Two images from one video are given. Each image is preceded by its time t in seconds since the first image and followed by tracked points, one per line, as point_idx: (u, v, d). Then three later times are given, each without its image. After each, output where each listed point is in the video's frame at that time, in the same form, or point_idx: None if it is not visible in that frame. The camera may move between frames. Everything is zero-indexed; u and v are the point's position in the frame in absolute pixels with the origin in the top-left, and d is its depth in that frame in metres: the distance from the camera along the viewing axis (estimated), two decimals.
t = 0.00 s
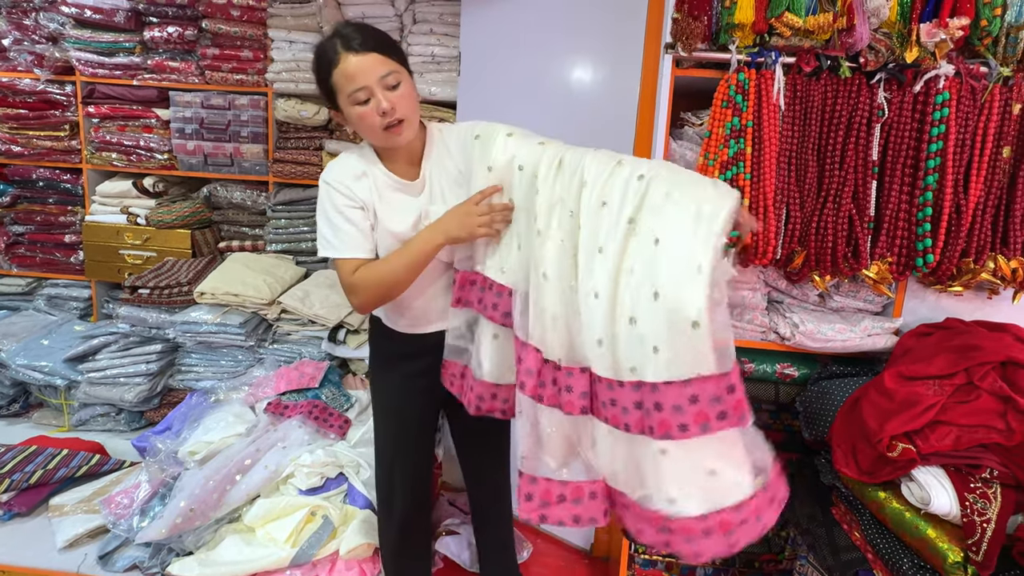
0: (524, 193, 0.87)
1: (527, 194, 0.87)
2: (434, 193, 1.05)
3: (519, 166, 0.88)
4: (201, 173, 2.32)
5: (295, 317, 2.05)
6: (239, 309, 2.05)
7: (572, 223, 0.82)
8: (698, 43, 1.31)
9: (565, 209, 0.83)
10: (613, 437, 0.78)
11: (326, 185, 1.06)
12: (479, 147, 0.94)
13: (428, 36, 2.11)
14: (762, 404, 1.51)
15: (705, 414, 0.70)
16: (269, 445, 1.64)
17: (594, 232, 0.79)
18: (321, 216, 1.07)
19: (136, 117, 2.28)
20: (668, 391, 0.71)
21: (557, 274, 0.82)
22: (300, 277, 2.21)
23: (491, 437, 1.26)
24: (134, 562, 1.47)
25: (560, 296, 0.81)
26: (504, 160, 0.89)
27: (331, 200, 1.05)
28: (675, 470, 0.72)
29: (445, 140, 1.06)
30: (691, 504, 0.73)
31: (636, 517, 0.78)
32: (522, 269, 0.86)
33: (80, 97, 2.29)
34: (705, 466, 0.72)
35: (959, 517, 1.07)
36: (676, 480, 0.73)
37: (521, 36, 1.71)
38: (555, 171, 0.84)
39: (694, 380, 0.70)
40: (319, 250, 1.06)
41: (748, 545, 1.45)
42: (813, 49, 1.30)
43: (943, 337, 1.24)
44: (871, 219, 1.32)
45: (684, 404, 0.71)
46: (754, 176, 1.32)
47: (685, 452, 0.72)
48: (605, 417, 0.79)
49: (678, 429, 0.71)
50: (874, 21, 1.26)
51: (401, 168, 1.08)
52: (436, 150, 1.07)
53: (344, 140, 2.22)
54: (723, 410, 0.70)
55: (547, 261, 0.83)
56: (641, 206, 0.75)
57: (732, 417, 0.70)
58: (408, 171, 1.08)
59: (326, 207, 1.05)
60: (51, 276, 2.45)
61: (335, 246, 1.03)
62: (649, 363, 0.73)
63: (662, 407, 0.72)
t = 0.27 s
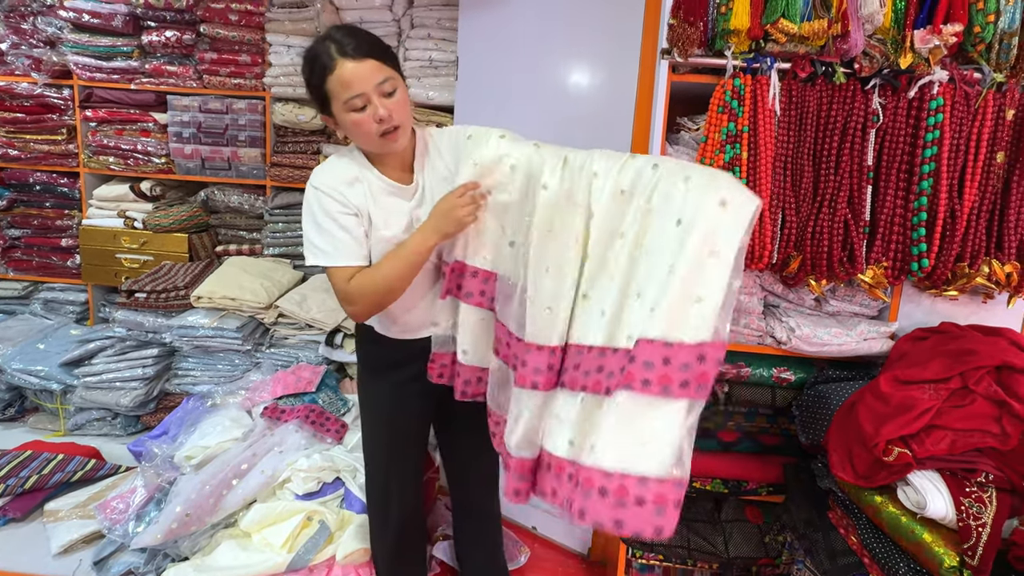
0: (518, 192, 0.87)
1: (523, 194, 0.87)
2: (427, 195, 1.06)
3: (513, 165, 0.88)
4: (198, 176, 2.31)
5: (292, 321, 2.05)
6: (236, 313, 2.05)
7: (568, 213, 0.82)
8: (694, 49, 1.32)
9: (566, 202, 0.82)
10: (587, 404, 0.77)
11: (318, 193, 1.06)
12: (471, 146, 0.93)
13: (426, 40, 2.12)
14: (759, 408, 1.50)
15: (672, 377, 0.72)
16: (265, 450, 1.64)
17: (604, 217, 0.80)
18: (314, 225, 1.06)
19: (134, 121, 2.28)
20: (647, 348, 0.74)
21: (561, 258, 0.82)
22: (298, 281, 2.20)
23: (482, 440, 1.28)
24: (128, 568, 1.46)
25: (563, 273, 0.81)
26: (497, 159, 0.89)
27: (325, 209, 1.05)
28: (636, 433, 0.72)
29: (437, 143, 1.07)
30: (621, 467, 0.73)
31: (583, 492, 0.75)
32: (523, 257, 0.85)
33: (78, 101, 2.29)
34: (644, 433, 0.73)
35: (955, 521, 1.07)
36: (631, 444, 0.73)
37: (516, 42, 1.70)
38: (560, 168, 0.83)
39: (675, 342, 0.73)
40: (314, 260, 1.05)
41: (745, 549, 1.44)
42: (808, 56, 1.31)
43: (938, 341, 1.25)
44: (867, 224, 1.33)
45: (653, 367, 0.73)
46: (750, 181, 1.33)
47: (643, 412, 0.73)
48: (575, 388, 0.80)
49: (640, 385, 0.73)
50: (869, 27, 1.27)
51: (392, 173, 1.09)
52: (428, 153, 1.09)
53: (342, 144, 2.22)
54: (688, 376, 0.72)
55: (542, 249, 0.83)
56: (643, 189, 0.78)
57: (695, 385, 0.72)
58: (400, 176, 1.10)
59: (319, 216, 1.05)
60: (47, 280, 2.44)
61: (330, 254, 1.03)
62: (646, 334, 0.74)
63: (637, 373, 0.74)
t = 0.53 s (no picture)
0: (519, 194, 0.90)
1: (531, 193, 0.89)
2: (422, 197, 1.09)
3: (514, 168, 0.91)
4: (195, 181, 2.31)
5: (290, 326, 2.03)
6: (232, 318, 2.04)
7: (575, 202, 0.86)
8: (691, 55, 1.33)
9: (573, 205, 0.86)
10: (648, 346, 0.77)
11: (315, 198, 1.04)
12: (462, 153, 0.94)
13: (423, 45, 2.12)
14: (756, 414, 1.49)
15: (740, 280, 0.70)
16: (261, 455, 1.64)
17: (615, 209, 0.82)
18: (312, 232, 1.03)
19: (131, 126, 2.28)
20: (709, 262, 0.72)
21: (571, 253, 0.85)
22: (295, 285, 2.20)
23: (474, 445, 1.31)
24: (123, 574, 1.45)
25: (579, 270, 0.83)
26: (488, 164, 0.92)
27: (324, 213, 1.03)
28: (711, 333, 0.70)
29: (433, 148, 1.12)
30: (737, 369, 0.70)
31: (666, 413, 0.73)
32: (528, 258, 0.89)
33: (75, 106, 2.29)
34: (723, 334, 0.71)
35: (951, 527, 1.07)
36: (723, 352, 0.70)
37: (511, 49, 1.71)
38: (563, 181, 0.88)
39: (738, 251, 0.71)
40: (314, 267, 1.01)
41: (742, 555, 1.44)
42: (804, 62, 1.32)
43: (934, 347, 1.25)
44: (862, 229, 1.34)
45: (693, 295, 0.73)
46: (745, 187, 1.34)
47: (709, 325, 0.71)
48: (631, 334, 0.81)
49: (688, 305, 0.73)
50: (863, 34, 1.28)
51: (386, 178, 1.11)
52: (420, 159, 1.12)
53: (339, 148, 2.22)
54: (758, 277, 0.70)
55: (554, 244, 0.87)
56: (653, 180, 0.80)
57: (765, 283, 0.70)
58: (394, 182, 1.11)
59: (318, 221, 1.03)
60: (43, 284, 2.43)
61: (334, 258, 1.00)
62: (676, 282, 0.75)
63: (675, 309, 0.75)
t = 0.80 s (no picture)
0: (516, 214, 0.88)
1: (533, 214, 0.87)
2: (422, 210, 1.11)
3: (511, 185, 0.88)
4: (191, 186, 2.31)
5: (285, 331, 2.03)
6: (228, 323, 2.04)
7: (584, 230, 0.86)
8: (685, 62, 1.33)
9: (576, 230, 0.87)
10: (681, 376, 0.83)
11: (318, 213, 1.06)
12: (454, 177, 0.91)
13: (420, 51, 2.13)
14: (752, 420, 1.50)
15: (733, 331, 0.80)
16: (256, 462, 1.63)
17: (622, 245, 0.84)
18: (312, 248, 1.06)
19: (127, 130, 2.28)
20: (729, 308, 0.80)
21: (576, 282, 0.86)
22: (291, 291, 2.20)
23: (468, 457, 1.31)
24: None
25: (588, 300, 0.84)
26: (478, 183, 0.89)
27: (326, 230, 1.05)
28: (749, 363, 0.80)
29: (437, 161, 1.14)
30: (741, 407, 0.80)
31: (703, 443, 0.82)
32: (531, 282, 0.87)
33: (70, 110, 2.28)
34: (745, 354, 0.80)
35: (946, 533, 1.08)
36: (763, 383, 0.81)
37: (507, 54, 1.71)
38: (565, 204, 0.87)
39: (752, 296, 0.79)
40: (315, 286, 1.04)
41: (739, 561, 1.43)
42: (798, 70, 1.32)
43: (929, 352, 1.26)
44: (857, 236, 1.34)
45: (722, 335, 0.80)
46: (741, 192, 1.34)
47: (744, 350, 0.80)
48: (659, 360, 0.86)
49: (706, 352, 0.81)
50: (857, 42, 1.28)
51: (389, 187, 1.12)
52: (421, 170, 1.14)
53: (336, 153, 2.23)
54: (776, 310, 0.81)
55: (559, 271, 0.86)
56: (662, 216, 0.82)
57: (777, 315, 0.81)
58: (396, 191, 1.13)
59: (319, 239, 1.04)
60: (37, 289, 2.42)
61: (334, 277, 1.03)
62: (692, 317, 0.82)
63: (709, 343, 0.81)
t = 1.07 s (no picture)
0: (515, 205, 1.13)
1: (531, 203, 1.11)
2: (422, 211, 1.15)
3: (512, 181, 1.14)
4: (185, 190, 2.30)
5: (278, 336, 2.03)
6: (221, 328, 2.03)
7: (573, 210, 1.06)
8: (678, 69, 1.34)
9: (565, 209, 1.09)
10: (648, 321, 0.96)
11: (334, 231, 1.05)
12: (461, 173, 1.15)
13: (415, 56, 2.13)
14: (745, 426, 1.49)
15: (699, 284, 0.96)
16: (248, 469, 1.62)
17: (603, 214, 1.01)
18: (341, 264, 1.03)
19: (120, 135, 2.27)
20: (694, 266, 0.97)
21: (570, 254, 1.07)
22: (285, 296, 2.19)
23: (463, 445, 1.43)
24: None
25: (584, 261, 1.03)
26: (480, 182, 1.13)
27: (351, 244, 1.03)
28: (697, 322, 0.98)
29: (427, 161, 1.18)
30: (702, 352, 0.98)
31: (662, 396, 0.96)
32: (536, 255, 1.10)
33: (64, 114, 2.27)
34: (687, 309, 0.97)
35: (938, 541, 1.08)
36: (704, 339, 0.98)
37: (502, 58, 1.71)
38: (552, 191, 1.10)
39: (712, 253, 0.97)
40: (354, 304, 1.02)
41: (733, 569, 1.42)
42: (790, 76, 1.33)
43: (921, 359, 1.26)
44: (849, 242, 1.34)
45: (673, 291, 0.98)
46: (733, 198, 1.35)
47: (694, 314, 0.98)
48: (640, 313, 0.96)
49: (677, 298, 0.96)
50: (848, 49, 1.29)
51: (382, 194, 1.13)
52: (412, 176, 1.18)
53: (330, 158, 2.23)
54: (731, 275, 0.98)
55: (557, 247, 1.09)
56: (630, 178, 0.99)
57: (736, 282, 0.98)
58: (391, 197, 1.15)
59: (347, 254, 1.03)
60: (29, 294, 2.41)
61: (373, 286, 1.02)
62: (654, 269, 0.96)
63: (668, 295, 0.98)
